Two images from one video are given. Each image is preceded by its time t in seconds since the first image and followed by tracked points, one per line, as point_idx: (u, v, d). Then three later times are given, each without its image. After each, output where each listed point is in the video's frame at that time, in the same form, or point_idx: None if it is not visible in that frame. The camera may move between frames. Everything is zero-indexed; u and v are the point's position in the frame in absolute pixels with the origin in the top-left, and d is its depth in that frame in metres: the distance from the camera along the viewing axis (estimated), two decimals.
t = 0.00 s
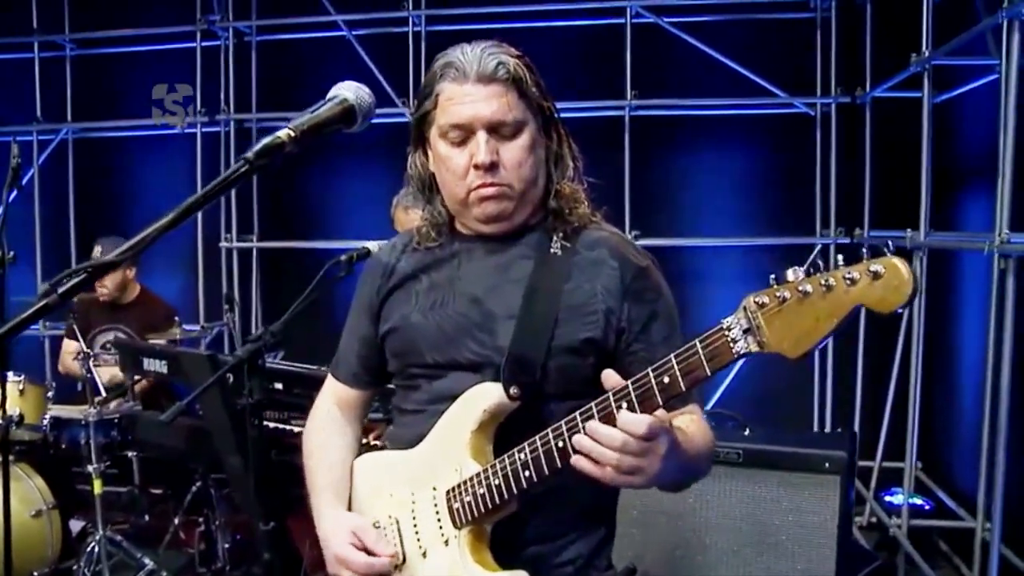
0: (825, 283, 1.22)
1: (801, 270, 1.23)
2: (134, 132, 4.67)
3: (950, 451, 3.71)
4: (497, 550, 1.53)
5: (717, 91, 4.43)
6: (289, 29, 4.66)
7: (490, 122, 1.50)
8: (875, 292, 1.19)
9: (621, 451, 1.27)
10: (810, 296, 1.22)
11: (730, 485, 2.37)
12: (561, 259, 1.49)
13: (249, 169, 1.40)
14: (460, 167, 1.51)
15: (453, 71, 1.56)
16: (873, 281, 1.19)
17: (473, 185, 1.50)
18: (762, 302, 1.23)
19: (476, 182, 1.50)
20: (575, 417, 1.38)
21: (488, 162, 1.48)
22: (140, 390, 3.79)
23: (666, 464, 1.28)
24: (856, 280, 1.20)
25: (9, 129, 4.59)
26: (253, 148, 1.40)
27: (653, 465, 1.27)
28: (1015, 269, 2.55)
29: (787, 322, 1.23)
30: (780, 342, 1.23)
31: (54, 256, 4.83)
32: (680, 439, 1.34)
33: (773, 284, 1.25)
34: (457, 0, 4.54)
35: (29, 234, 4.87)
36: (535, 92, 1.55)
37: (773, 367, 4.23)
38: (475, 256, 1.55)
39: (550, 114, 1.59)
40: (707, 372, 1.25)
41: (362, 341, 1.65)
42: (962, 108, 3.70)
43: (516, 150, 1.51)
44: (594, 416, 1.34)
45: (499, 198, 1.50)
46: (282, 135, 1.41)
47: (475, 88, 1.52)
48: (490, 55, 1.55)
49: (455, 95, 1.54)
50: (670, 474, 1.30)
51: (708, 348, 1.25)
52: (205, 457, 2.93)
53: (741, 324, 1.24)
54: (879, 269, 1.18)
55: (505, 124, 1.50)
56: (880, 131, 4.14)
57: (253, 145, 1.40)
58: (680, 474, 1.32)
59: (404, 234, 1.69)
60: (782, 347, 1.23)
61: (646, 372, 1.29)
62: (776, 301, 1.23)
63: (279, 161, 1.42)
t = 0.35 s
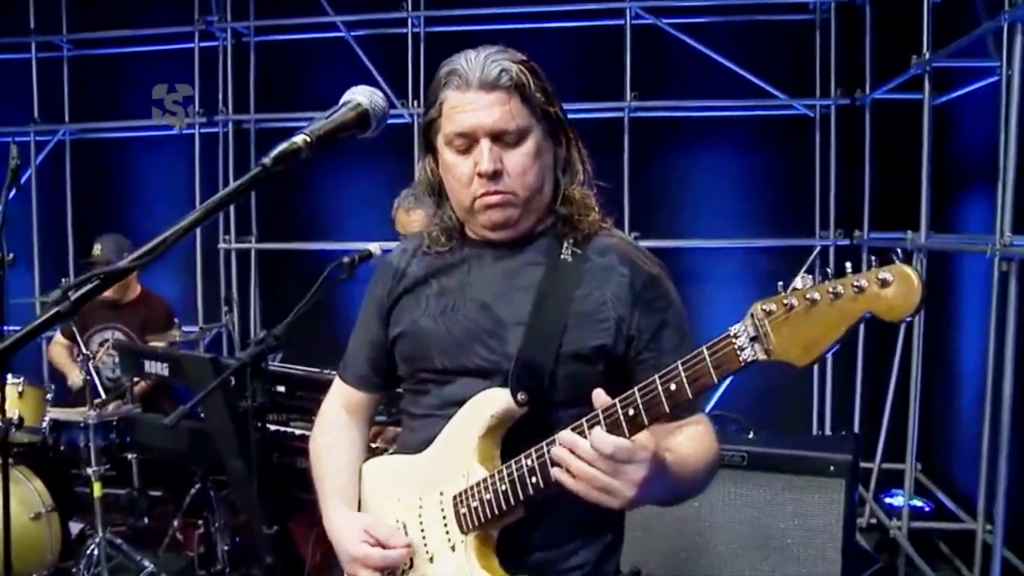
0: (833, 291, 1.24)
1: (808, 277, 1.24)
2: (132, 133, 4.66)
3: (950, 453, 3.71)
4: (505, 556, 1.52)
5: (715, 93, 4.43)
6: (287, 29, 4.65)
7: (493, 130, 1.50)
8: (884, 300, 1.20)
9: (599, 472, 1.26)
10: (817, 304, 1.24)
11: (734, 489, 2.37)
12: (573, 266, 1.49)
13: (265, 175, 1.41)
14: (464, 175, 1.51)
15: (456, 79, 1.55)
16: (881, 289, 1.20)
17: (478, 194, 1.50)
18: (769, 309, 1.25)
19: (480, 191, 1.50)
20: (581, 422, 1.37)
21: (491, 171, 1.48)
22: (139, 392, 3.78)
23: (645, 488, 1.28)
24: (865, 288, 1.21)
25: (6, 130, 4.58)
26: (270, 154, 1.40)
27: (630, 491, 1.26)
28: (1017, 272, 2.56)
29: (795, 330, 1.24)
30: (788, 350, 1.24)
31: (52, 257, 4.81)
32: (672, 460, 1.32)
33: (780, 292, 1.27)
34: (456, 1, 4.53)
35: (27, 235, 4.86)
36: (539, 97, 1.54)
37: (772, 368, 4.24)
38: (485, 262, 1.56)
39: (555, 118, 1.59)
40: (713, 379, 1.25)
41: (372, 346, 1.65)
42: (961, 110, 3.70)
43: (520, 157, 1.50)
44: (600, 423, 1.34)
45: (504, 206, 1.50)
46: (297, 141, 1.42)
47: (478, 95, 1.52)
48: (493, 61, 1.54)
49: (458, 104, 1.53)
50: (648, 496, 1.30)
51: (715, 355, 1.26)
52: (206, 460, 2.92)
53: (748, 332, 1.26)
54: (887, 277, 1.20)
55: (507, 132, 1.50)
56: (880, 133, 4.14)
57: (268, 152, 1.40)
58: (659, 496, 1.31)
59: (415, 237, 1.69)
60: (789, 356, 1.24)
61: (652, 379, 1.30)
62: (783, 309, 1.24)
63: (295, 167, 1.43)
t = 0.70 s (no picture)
0: (868, 304, 1.24)
1: (842, 290, 1.24)
2: (137, 134, 4.65)
3: (959, 455, 3.70)
4: (526, 564, 1.52)
5: (723, 94, 4.42)
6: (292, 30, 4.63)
7: (509, 140, 1.51)
8: (920, 315, 1.20)
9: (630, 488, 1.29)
10: (852, 316, 1.24)
11: (748, 493, 2.37)
12: (593, 273, 1.50)
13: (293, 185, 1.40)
14: (482, 185, 1.53)
15: (472, 89, 1.57)
16: (918, 303, 1.20)
17: (495, 203, 1.51)
18: (803, 320, 1.24)
19: (497, 200, 1.51)
20: (608, 431, 1.38)
21: (508, 180, 1.49)
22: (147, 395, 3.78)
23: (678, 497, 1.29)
24: (901, 302, 1.21)
25: (12, 131, 4.57)
26: (299, 164, 1.38)
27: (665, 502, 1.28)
28: None
29: (829, 341, 1.24)
30: (822, 362, 1.23)
31: (58, 258, 4.81)
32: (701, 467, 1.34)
33: (813, 303, 1.26)
34: (463, 1, 4.52)
35: (33, 236, 4.86)
36: (555, 105, 1.54)
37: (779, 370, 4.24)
38: (505, 269, 1.56)
39: (573, 125, 1.59)
40: (745, 389, 1.26)
41: (390, 351, 1.66)
42: (971, 111, 3.70)
43: (537, 166, 1.51)
44: (629, 431, 1.36)
45: (522, 215, 1.50)
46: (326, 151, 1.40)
47: (494, 105, 1.53)
48: (508, 70, 1.55)
49: (474, 114, 1.54)
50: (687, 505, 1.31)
51: (746, 366, 1.26)
52: (216, 463, 2.92)
53: (781, 343, 1.25)
54: (924, 291, 1.20)
55: (524, 142, 1.51)
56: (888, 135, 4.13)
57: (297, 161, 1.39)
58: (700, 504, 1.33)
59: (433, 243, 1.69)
60: (822, 367, 1.24)
61: (683, 388, 1.31)
62: (817, 320, 1.24)
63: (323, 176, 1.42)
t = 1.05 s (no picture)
0: (905, 312, 1.23)
1: (879, 298, 1.23)
2: (152, 136, 4.65)
3: (977, 460, 3.68)
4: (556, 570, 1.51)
5: (740, 97, 4.41)
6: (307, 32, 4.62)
7: (537, 151, 1.51)
8: (957, 323, 1.20)
9: (635, 502, 1.29)
10: (888, 324, 1.23)
11: (771, 498, 2.36)
12: (625, 279, 1.51)
13: (337, 193, 1.41)
14: (511, 195, 1.54)
15: (499, 99, 1.57)
16: (956, 312, 1.19)
17: (525, 214, 1.53)
18: (838, 329, 1.23)
19: (527, 211, 1.52)
20: (640, 438, 1.38)
21: (537, 191, 1.50)
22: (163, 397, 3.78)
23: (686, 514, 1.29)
24: (939, 310, 1.21)
25: (28, 133, 4.59)
26: (343, 173, 1.40)
27: (664, 522, 1.28)
28: None
29: (864, 350, 1.23)
30: (857, 371, 1.23)
31: (74, 261, 4.82)
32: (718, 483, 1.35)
33: (847, 311, 1.25)
34: (478, 3, 4.51)
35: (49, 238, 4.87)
36: (583, 114, 1.55)
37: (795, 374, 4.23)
38: (536, 277, 1.58)
39: (602, 133, 1.59)
40: (780, 397, 1.25)
41: (421, 355, 1.68)
42: (990, 114, 3.67)
43: (566, 175, 1.52)
44: (661, 439, 1.36)
45: (552, 224, 1.52)
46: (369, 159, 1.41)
47: (522, 115, 1.54)
48: (535, 80, 1.55)
49: (502, 124, 1.55)
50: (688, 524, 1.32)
51: (781, 374, 1.25)
52: (236, 466, 2.92)
53: (816, 351, 1.24)
54: (962, 299, 1.19)
55: (552, 152, 1.52)
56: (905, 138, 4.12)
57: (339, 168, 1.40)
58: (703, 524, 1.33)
59: (464, 251, 1.72)
60: (857, 376, 1.23)
61: (716, 395, 1.31)
62: (852, 328, 1.23)
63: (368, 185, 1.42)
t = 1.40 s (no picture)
0: (964, 327, 1.22)
1: (937, 313, 1.23)
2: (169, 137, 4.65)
3: (999, 462, 3.67)
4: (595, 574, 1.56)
5: (758, 97, 4.40)
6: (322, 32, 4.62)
7: (561, 167, 1.54)
8: (1020, 340, 1.18)
9: (675, 511, 1.29)
10: (946, 340, 1.22)
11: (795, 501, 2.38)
12: (664, 285, 1.56)
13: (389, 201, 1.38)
14: (540, 211, 1.56)
15: (520, 115, 1.59)
16: (1017, 328, 1.18)
17: (556, 231, 1.56)
18: (895, 342, 1.23)
19: (558, 228, 1.55)
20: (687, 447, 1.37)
21: (562, 205, 1.52)
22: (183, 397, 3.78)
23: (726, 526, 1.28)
24: (1000, 326, 1.19)
25: (45, 134, 4.59)
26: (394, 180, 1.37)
27: (703, 535, 1.27)
28: None
29: (921, 364, 1.22)
30: (914, 386, 1.23)
31: (91, 261, 4.84)
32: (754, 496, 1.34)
33: (904, 326, 1.25)
34: (496, 3, 4.49)
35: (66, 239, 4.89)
36: (604, 123, 1.55)
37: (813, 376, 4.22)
38: (575, 283, 1.61)
39: (629, 139, 1.60)
40: (835, 410, 1.25)
41: (454, 358, 1.72)
42: (1013, 115, 3.66)
43: (591, 185, 1.53)
44: (709, 448, 1.35)
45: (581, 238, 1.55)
46: (418, 166, 1.38)
47: (543, 132, 1.55)
48: (554, 93, 1.56)
49: (525, 141, 1.57)
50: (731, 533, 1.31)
51: (835, 387, 1.26)
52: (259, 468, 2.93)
53: (871, 365, 1.25)
54: None
55: (575, 167, 1.53)
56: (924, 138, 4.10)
57: (385, 177, 1.37)
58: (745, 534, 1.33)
59: (498, 255, 1.76)
60: (914, 391, 1.23)
61: (768, 406, 1.31)
62: (910, 343, 1.23)
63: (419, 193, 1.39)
